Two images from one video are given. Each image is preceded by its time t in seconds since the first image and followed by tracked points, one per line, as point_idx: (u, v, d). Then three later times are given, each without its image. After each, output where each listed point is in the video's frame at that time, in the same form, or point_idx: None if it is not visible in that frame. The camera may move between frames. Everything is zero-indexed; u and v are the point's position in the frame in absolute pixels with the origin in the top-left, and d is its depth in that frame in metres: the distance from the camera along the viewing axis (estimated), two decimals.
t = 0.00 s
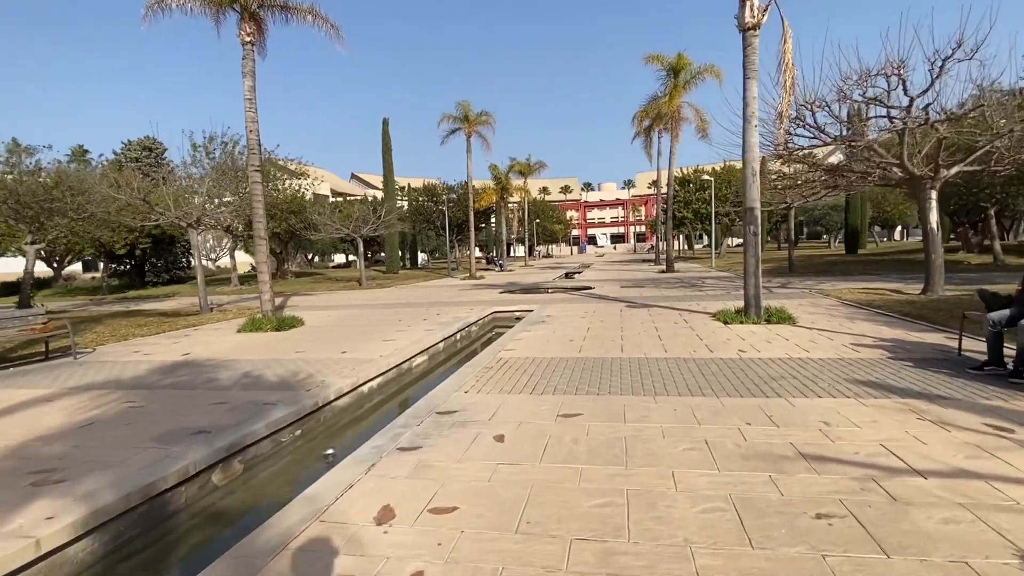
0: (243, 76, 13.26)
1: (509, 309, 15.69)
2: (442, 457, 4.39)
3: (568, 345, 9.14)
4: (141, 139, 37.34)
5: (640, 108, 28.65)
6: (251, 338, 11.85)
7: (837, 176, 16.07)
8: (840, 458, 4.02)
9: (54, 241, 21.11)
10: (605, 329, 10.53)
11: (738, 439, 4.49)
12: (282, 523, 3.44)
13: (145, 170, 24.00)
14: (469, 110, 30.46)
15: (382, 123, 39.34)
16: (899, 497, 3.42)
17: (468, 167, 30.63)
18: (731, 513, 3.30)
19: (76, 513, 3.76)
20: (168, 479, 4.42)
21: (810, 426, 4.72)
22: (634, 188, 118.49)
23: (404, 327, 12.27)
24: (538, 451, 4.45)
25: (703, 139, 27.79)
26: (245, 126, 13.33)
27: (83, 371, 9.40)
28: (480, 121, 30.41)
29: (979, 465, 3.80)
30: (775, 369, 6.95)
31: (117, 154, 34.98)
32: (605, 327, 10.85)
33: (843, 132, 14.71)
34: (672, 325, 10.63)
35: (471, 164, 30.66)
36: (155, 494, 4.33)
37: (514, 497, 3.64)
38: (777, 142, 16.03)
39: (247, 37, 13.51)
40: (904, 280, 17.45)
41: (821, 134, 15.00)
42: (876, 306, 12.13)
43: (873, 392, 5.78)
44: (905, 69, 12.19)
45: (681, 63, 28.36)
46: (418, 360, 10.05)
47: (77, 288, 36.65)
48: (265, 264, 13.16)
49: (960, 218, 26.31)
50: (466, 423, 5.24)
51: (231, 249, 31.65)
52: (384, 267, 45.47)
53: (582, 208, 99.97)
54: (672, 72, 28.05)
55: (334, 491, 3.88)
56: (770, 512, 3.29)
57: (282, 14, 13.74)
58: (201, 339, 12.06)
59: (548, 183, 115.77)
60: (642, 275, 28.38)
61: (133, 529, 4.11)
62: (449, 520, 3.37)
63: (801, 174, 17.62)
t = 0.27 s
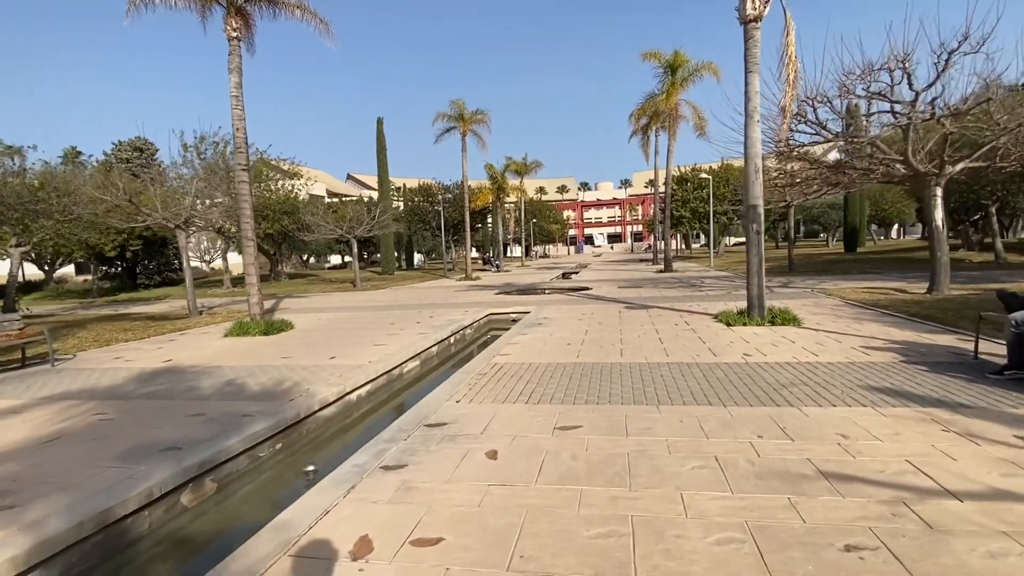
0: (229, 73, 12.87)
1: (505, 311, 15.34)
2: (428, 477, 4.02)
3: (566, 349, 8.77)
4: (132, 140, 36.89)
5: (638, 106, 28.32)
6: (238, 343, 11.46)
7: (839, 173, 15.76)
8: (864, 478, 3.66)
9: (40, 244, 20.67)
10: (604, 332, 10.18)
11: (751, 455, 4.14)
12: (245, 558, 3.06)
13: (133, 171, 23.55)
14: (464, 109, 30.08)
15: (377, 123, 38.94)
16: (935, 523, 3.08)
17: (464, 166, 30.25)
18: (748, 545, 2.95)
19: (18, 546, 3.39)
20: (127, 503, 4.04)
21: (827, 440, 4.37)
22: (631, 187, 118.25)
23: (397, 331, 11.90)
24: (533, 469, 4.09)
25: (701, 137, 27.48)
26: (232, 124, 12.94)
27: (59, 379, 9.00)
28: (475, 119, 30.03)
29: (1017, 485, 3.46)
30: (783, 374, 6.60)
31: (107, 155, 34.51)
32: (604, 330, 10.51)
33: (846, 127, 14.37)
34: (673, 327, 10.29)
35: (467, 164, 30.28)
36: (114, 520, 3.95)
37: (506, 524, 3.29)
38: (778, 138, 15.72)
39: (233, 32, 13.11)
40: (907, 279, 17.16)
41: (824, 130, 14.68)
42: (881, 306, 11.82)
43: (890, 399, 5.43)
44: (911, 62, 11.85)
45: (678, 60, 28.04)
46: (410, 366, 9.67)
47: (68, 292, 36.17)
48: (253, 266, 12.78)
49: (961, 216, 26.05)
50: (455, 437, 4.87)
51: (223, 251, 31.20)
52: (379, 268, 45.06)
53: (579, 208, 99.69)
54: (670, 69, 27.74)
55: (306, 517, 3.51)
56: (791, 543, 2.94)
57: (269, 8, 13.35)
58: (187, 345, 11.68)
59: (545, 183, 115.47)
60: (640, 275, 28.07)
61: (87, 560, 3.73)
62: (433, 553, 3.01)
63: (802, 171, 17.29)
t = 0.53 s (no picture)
0: (214, 67, 12.47)
1: (500, 311, 14.98)
2: (406, 497, 3.65)
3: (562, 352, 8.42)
4: (122, 139, 36.39)
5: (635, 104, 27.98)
6: (221, 346, 11.05)
7: (840, 169, 15.43)
8: (888, 497, 3.31)
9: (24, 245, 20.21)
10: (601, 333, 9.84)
11: (762, 471, 3.78)
12: None
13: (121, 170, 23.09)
14: (459, 107, 29.69)
15: (371, 121, 38.51)
16: (974, 552, 2.72)
17: (459, 165, 29.87)
18: None
19: None
20: (74, 527, 3.66)
21: (844, 452, 4.01)
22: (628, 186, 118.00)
23: (387, 332, 11.52)
24: (523, 488, 3.72)
25: (699, 134, 27.15)
26: (216, 120, 12.54)
27: (30, 385, 8.60)
28: (470, 117, 29.64)
29: None
30: (790, 378, 6.24)
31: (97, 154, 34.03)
32: (601, 331, 10.15)
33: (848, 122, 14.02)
34: (672, 328, 9.95)
35: (462, 162, 29.90)
36: (58, 546, 3.57)
37: (491, 555, 2.91)
38: (779, 134, 15.37)
39: (217, 24, 12.71)
40: (909, 277, 16.84)
41: (825, 126, 14.34)
42: (886, 305, 11.48)
43: (907, 406, 5.08)
44: (915, 53, 11.50)
45: (675, 57, 27.70)
46: (399, 370, 9.28)
47: (57, 293, 35.66)
48: (238, 266, 12.39)
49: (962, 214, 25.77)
50: (440, 450, 4.49)
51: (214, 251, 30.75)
52: (374, 268, 44.62)
53: (575, 207, 99.25)
54: (667, 66, 27.41)
55: (268, 545, 3.14)
56: None
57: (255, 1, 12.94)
58: (169, 348, 11.27)
59: (541, 183, 115.00)
60: (637, 275, 27.72)
61: None
62: None
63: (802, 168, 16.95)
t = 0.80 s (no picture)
0: (196, 62, 12.07)
1: (494, 313, 14.63)
2: (380, 531, 3.30)
3: (556, 358, 8.08)
4: (111, 138, 35.87)
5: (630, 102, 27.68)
6: (203, 352, 10.66)
7: (840, 169, 15.14)
8: (915, 530, 2.98)
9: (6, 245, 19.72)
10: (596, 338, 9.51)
11: (772, 497, 3.45)
12: None
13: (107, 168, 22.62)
14: (453, 105, 29.32)
15: (364, 120, 38.09)
16: None
17: (453, 164, 29.50)
18: None
19: None
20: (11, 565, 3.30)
21: (861, 475, 3.68)
22: (624, 186, 117.79)
23: (376, 336, 11.15)
24: (511, 518, 3.37)
25: (695, 133, 26.87)
26: (199, 116, 12.13)
27: None
28: (464, 116, 29.26)
29: None
30: (795, 388, 5.92)
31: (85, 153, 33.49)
32: (596, 335, 9.81)
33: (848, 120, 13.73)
34: (670, 332, 9.63)
35: (456, 161, 29.52)
36: None
37: None
38: (777, 132, 15.04)
39: (200, 18, 12.30)
40: (909, 278, 16.59)
41: (824, 124, 14.04)
42: (888, 307, 11.19)
43: (923, 419, 4.75)
44: (918, 49, 11.21)
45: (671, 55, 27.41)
46: (387, 376, 8.91)
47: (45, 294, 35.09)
48: (222, 268, 12.00)
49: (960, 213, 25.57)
50: (422, 472, 4.14)
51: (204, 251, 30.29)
52: (368, 268, 44.18)
53: (571, 207, 98.91)
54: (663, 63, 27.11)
55: None
56: None
57: None
58: (150, 353, 10.87)
59: (537, 182, 114.67)
60: (633, 275, 27.41)
61: None
62: None
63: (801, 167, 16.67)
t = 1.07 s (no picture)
0: (176, 52, 11.63)
1: (485, 312, 14.25)
2: (350, 561, 2.92)
3: (548, 359, 7.72)
4: (97, 134, 35.21)
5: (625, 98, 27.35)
6: (182, 353, 10.23)
7: (839, 164, 14.86)
8: (952, 558, 2.65)
9: None
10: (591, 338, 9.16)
11: (789, 518, 3.10)
12: None
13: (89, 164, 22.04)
14: (445, 101, 28.89)
15: (355, 116, 37.57)
16: None
17: (445, 160, 29.10)
18: None
19: None
20: None
21: (884, 491, 3.35)
22: (618, 184, 117.65)
23: (363, 336, 10.76)
24: (497, 544, 3.00)
25: (690, 129, 26.58)
26: (179, 109, 11.71)
27: None
28: (456, 112, 28.86)
29: None
30: (802, 391, 5.59)
31: (70, 149, 32.85)
32: (591, 334, 9.47)
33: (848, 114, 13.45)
34: (668, 331, 9.29)
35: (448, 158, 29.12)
36: None
37: None
38: (775, 127, 14.73)
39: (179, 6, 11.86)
40: (908, 276, 16.34)
41: (823, 118, 13.76)
42: (891, 305, 10.92)
43: (942, 426, 4.43)
44: (922, 39, 10.93)
45: (665, 50, 27.11)
46: (373, 379, 8.51)
47: (30, 294, 34.45)
48: (203, 266, 11.59)
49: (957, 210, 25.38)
50: (400, 489, 3.76)
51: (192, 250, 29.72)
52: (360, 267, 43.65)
53: (565, 205, 98.54)
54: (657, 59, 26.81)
55: None
56: None
57: None
58: (127, 355, 10.44)
59: (531, 180, 114.30)
60: (628, 273, 27.09)
61: None
62: None
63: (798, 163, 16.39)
